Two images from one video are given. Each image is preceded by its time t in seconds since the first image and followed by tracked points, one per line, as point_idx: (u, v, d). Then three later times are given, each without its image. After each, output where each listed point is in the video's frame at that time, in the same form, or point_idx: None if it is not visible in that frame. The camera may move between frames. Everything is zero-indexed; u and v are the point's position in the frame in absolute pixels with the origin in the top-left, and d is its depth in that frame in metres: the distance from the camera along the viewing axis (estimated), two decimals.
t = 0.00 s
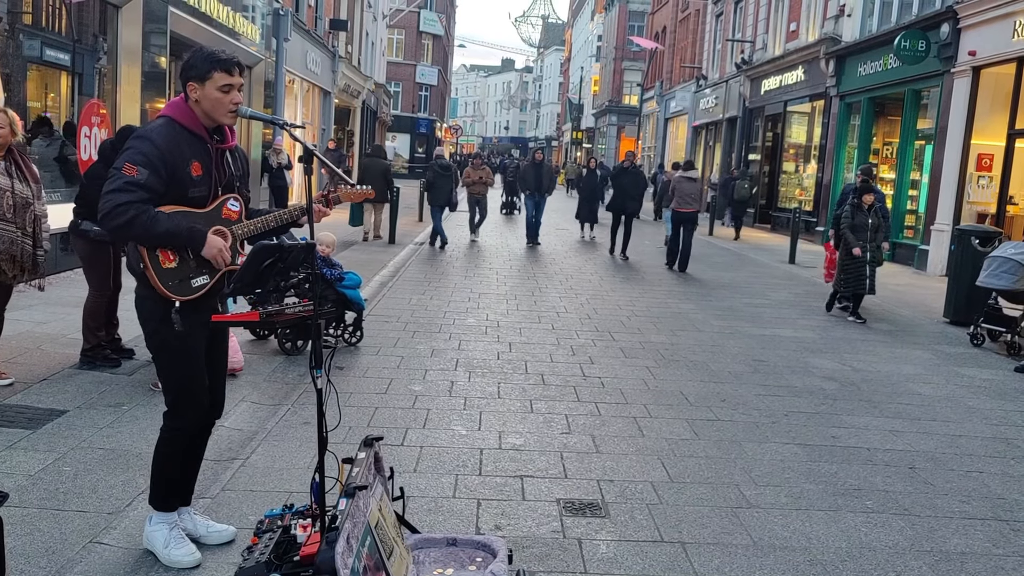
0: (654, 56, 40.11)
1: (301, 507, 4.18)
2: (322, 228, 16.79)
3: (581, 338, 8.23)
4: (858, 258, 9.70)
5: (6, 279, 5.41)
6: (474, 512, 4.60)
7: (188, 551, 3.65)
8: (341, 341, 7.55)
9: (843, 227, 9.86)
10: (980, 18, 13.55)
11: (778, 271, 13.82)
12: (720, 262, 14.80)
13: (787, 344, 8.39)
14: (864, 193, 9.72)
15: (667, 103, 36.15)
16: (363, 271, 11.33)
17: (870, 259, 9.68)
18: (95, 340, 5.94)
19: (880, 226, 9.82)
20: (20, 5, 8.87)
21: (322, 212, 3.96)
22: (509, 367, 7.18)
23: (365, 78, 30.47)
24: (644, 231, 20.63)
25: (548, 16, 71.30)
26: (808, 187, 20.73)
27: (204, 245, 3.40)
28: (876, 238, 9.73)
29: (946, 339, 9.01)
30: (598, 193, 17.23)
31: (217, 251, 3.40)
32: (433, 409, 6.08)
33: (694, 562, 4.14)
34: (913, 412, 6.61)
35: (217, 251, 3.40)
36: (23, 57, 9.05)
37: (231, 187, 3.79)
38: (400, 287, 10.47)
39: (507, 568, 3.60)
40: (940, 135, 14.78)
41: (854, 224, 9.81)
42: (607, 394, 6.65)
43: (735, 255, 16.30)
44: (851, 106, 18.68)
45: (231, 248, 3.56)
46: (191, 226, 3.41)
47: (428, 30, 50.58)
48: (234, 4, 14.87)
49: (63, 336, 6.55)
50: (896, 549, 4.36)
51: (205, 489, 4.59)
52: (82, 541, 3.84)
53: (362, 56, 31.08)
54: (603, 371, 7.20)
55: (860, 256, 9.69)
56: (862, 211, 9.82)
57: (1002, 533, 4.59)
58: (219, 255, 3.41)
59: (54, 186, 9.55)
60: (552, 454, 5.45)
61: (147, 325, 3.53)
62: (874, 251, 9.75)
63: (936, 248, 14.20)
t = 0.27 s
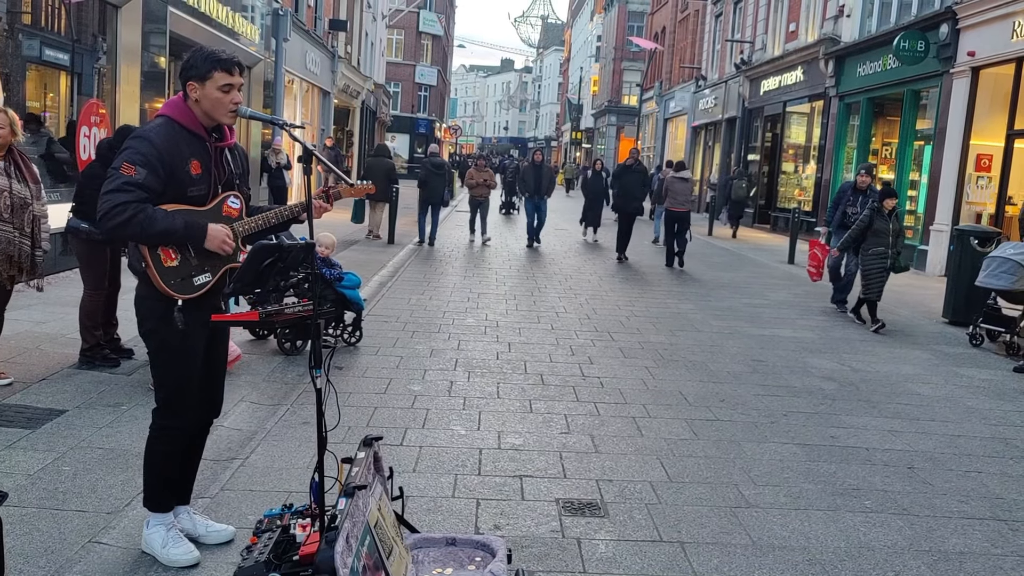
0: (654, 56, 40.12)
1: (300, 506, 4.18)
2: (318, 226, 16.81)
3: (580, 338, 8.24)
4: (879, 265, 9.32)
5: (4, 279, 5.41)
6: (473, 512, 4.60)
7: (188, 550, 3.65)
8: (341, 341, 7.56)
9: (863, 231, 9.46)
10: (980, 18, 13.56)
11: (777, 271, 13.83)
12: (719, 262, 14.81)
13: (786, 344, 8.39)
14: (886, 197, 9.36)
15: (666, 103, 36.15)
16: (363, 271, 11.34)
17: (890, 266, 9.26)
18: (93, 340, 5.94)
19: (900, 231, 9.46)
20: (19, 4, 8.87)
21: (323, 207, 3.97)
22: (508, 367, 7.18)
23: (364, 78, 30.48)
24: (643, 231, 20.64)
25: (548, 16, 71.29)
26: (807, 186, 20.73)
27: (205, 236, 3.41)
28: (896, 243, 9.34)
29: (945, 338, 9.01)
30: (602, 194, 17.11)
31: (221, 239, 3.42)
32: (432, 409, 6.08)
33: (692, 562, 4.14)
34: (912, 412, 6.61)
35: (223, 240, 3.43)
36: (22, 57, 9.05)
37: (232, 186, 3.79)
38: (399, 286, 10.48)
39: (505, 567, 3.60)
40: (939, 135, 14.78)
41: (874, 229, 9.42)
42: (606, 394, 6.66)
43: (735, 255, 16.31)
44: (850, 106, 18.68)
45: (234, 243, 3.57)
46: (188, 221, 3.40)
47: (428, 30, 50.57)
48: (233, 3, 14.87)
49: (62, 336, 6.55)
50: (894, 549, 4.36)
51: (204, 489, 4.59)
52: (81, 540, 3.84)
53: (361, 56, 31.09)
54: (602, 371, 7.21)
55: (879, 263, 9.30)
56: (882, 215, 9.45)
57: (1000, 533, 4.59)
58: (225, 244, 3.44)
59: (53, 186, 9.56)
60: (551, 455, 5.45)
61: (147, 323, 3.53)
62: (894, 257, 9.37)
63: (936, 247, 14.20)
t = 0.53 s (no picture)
0: (653, 55, 40.14)
1: (299, 506, 4.18)
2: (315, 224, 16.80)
3: (579, 338, 8.23)
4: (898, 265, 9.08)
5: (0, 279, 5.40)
6: (471, 512, 4.60)
7: (187, 550, 3.65)
8: (340, 341, 7.54)
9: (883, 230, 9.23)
10: (979, 18, 13.56)
11: (776, 271, 13.84)
12: (718, 263, 14.82)
13: (784, 344, 8.39)
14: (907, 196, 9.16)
15: (665, 103, 36.16)
16: (361, 270, 11.34)
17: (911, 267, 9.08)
18: (91, 339, 5.93)
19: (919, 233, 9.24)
20: (18, 3, 8.87)
21: (322, 209, 3.95)
22: (507, 367, 7.17)
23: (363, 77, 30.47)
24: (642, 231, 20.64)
25: (547, 15, 71.29)
26: (806, 186, 20.73)
27: (201, 245, 3.39)
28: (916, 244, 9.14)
29: (944, 338, 9.01)
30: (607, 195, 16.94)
31: (215, 250, 3.40)
32: (431, 408, 6.08)
33: (691, 562, 4.14)
34: (910, 412, 6.61)
35: (217, 251, 3.40)
36: (21, 55, 9.05)
37: (231, 187, 3.79)
38: (397, 286, 10.47)
39: (504, 567, 3.59)
40: (938, 135, 14.79)
41: (895, 229, 9.21)
42: (605, 394, 6.65)
43: (734, 255, 16.31)
44: (849, 106, 18.69)
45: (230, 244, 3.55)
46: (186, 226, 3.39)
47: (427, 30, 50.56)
48: (232, 3, 14.86)
49: (60, 335, 6.55)
50: (893, 549, 4.36)
51: (203, 488, 4.59)
52: (79, 540, 3.84)
53: (361, 56, 31.08)
54: (601, 371, 7.20)
55: (900, 263, 9.09)
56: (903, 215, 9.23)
57: (999, 533, 4.59)
58: (218, 254, 3.41)
59: (52, 185, 9.55)
60: (549, 454, 5.45)
61: (147, 323, 3.54)
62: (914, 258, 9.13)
63: (935, 247, 14.20)
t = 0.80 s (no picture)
0: (653, 56, 40.17)
1: (298, 506, 4.18)
2: (315, 223, 16.81)
3: (578, 338, 8.23)
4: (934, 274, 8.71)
5: None
6: (471, 512, 4.60)
7: (186, 550, 3.65)
8: (338, 341, 7.54)
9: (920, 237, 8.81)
10: (978, 20, 13.57)
11: (775, 272, 13.84)
12: (717, 264, 14.83)
13: (784, 345, 8.39)
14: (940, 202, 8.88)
15: (664, 104, 36.18)
16: (360, 271, 11.34)
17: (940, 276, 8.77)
18: (90, 338, 5.94)
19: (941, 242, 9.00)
20: (17, 2, 8.87)
21: (322, 209, 3.95)
22: (506, 367, 7.18)
23: (362, 77, 30.48)
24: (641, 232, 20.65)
25: (547, 16, 71.32)
26: (806, 187, 20.74)
27: (203, 235, 3.39)
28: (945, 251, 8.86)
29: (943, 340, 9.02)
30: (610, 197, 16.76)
31: (218, 240, 3.40)
32: (430, 408, 6.09)
33: (690, 562, 4.15)
34: (909, 413, 6.61)
35: (219, 242, 3.40)
36: (20, 54, 9.05)
37: (231, 186, 3.79)
38: (396, 286, 10.47)
39: (504, 567, 3.60)
40: (937, 137, 14.80)
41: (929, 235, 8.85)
42: (604, 394, 6.65)
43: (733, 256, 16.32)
44: (848, 107, 18.69)
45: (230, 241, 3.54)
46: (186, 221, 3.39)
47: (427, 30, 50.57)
48: (232, 2, 14.86)
49: (59, 334, 6.55)
50: (892, 550, 4.37)
51: (202, 488, 4.59)
52: (78, 539, 3.84)
53: (360, 56, 31.10)
54: (600, 371, 7.21)
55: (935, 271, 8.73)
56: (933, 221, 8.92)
57: (997, 534, 4.60)
58: (221, 246, 3.42)
59: (51, 185, 9.56)
60: (549, 455, 5.45)
61: (144, 320, 3.54)
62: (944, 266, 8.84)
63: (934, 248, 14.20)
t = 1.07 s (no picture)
0: (653, 58, 40.19)
1: (298, 506, 4.18)
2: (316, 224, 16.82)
3: (578, 339, 8.24)
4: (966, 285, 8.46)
5: None
6: (470, 512, 4.60)
7: (186, 549, 3.65)
8: (339, 341, 7.54)
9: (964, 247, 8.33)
10: (979, 23, 13.57)
11: (776, 274, 13.85)
12: (717, 266, 14.83)
13: (783, 346, 8.40)
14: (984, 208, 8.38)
15: (665, 105, 36.20)
16: (361, 271, 11.34)
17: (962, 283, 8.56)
18: (91, 337, 5.95)
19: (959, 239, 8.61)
20: (17, 2, 8.87)
21: (322, 211, 3.96)
22: (506, 368, 7.18)
23: (363, 78, 30.51)
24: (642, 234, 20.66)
25: (548, 17, 71.36)
26: (806, 189, 20.75)
27: (200, 233, 3.41)
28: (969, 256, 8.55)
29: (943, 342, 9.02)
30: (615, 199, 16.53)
31: (216, 236, 3.41)
32: (430, 409, 6.09)
33: (689, 563, 4.15)
34: (909, 416, 6.61)
35: (217, 238, 3.42)
36: (21, 53, 9.06)
37: (231, 186, 3.79)
38: (396, 286, 10.48)
39: (504, 567, 3.60)
40: (937, 140, 14.80)
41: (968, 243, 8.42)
42: (604, 395, 6.66)
43: (733, 258, 16.32)
44: (849, 109, 18.69)
45: (230, 243, 3.55)
46: (185, 222, 3.40)
47: (428, 31, 50.58)
48: (233, 3, 14.87)
49: (59, 333, 6.56)
50: (892, 552, 4.37)
51: (202, 488, 4.59)
52: (78, 538, 3.85)
53: (361, 56, 31.11)
54: (600, 372, 7.21)
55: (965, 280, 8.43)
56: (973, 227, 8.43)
57: (997, 536, 4.60)
58: (220, 243, 3.43)
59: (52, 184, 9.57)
60: (548, 455, 5.45)
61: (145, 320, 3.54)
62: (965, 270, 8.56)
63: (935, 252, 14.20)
